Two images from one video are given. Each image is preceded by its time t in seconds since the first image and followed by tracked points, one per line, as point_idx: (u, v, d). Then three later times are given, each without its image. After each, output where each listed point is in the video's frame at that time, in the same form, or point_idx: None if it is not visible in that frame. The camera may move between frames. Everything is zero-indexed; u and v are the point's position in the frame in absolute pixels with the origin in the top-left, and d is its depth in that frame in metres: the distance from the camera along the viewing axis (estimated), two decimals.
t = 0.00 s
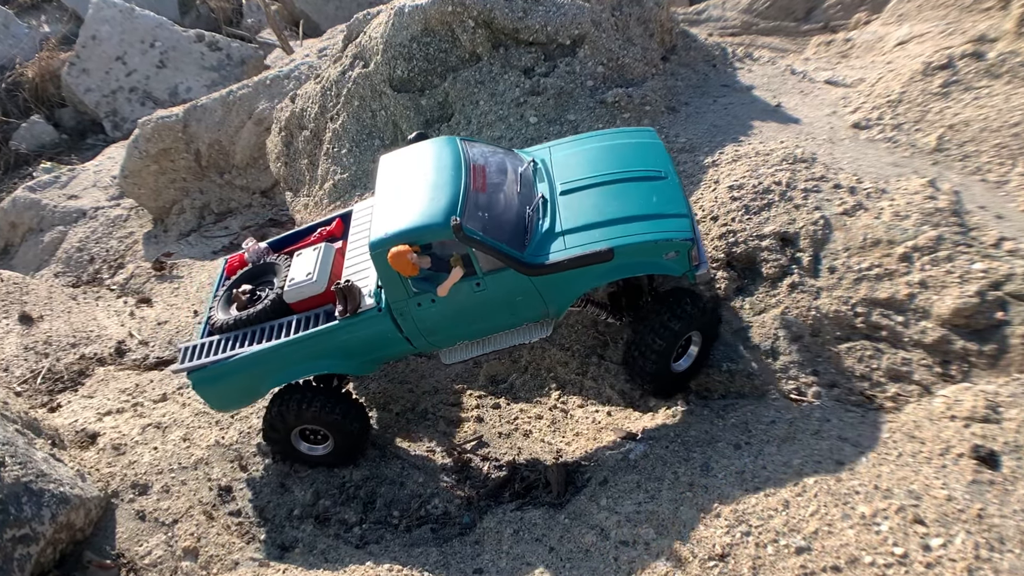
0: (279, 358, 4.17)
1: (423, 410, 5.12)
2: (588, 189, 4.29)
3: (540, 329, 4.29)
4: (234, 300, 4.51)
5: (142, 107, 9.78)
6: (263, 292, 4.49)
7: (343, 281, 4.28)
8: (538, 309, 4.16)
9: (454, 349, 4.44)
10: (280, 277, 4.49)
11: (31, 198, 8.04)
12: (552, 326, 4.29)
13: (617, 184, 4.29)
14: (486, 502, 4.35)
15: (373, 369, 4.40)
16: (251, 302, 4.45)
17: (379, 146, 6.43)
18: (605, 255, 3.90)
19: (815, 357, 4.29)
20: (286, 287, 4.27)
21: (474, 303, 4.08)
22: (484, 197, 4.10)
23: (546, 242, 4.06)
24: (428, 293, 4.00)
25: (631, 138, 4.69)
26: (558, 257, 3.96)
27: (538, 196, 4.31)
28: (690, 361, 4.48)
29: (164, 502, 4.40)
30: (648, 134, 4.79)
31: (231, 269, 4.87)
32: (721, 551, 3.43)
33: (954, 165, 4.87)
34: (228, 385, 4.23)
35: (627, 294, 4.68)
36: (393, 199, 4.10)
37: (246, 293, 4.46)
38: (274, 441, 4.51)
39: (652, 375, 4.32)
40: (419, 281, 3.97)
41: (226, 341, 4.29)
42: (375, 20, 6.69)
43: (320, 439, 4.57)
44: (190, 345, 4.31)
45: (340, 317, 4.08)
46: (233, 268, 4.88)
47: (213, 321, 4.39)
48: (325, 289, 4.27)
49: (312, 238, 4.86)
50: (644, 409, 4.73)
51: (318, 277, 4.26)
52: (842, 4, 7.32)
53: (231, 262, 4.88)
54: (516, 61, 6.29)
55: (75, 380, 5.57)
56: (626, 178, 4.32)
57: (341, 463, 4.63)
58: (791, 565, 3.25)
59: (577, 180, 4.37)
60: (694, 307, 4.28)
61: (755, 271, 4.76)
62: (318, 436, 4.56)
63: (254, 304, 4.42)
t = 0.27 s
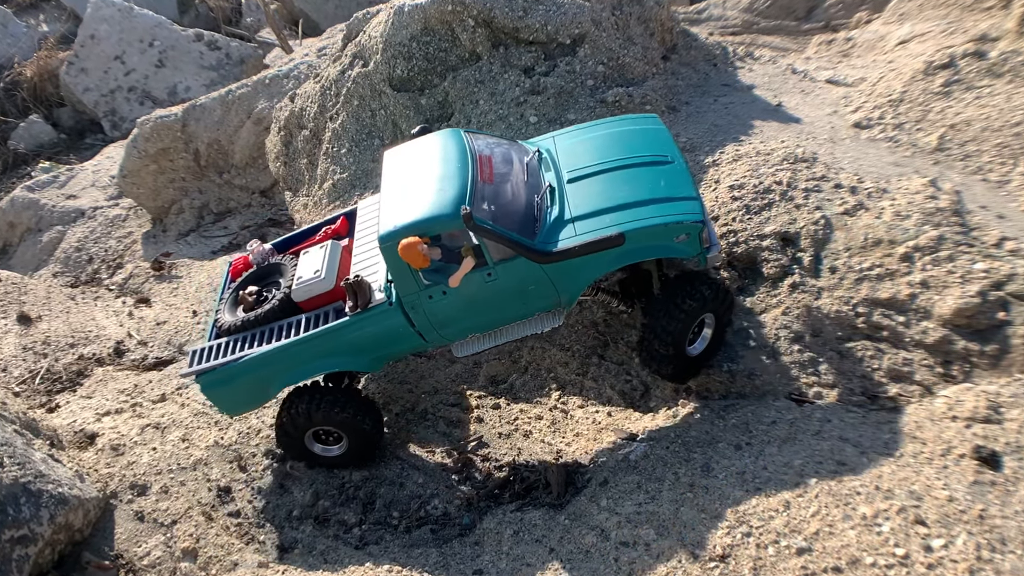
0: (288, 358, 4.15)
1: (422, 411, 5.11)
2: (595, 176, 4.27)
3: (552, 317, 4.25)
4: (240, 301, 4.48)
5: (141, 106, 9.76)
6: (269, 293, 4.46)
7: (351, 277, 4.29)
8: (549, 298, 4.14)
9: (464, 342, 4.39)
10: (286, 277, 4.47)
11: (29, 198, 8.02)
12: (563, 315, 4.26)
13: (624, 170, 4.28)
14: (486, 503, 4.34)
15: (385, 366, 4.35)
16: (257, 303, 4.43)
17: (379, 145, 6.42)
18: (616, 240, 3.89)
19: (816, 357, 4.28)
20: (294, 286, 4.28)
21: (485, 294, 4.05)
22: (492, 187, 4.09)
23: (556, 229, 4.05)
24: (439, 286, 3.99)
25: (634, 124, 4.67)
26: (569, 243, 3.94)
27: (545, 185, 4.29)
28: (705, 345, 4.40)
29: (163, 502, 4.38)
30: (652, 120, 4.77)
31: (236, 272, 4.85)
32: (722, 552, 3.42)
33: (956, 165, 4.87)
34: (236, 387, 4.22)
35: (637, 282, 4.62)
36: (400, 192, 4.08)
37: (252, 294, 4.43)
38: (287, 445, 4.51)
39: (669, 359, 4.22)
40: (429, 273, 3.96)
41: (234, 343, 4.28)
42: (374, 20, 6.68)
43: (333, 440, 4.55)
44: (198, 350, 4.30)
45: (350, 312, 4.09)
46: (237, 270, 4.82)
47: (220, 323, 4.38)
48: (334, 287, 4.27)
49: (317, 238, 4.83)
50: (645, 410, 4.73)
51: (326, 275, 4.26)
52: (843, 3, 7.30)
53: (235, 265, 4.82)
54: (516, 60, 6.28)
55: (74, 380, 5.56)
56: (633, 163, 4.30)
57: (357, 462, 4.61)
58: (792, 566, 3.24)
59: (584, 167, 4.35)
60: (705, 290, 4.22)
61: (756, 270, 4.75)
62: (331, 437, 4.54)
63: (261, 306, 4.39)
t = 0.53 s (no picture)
0: (299, 359, 4.13)
1: (421, 411, 5.09)
2: (599, 164, 4.28)
3: (562, 307, 4.24)
4: (245, 306, 4.44)
5: (140, 106, 9.75)
6: (275, 296, 4.44)
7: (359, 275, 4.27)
8: (559, 287, 4.14)
9: (473, 336, 4.36)
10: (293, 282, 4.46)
11: (28, 197, 7.99)
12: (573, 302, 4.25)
13: (627, 156, 4.29)
14: (486, 504, 4.32)
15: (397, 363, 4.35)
16: (264, 307, 4.39)
17: (379, 145, 6.41)
18: (624, 225, 3.89)
19: (817, 357, 4.27)
20: (301, 287, 4.27)
21: (495, 285, 4.05)
22: (497, 178, 4.09)
23: (562, 216, 4.05)
24: (448, 279, 3.99)
25: (634, 113, 4.68)
26: (577, 230, 3.94)
27: (549, 175, 4.29)
28: (714, 329, 4.43)
29: (162, 503, 4.37)
30: (651, 108, 4.78)
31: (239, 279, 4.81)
32: (722, 553, 3.41)
33: (957, 164, 4.85)
34: (246, 390, 4.19)
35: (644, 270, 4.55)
36: (404, 186, 4.07)
37: (258, 299, 4.41)
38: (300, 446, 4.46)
39: (679, 346, 4.25)
40: (438, 267, 3.96)
41: (242, 347, 4.24)
42: (374, 19, 6.66)
43: (347, 441, 4.51)
44: (204, 355, 4.25)
45: (360, 309, 4.08)
46: (240, 277, 4.81)
47: (227, 329, 4.34)
48: (342, 286, 4.26)
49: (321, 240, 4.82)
50: (646, 410, 4.72)
51: (334, 273, 4.26)
52: (844, 2, 7.29)
53: (238, 272, 4.81)
54: (516, 60, 6.27)
55: (73, 381, 5.54)
56: (636, 149, 4.32)
57: (372, 463, 4.56)
58: (793, 567, 3.22)
59: (586, 155, 4.36)
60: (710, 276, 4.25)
61: (757, 270, 4.74)
62: (343, 438, 4.48)
63: (268, 309, 4.36)
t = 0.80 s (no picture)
0: (310, 366, 4.13)
1: (420, 412, 5.07)
2: (604, 155, 4.28)
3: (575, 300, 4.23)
4: (252, 314, 4.44)
5: (138, 105, 9.73)
6: (282, 302, 4.43)
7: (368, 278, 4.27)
8: (572, 282, 4.13)
9: (485, 333, 4.34)
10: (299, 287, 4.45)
11: (26, 197, 7.97)
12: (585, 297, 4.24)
13: (633, 147, 4.30)
14: (485, 505, 4.31)
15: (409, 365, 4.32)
16: (271, 314, 4.39)
17: (378, 145, 6.40)
18: (635, 216, 3.90)
19: (818, 357, 4.25)
20: (311, 293, 4.26)
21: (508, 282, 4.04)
22: (505, 173, 4.08)
23: (572, 209, 4.05)
24: (460, 279, 3.98)
25: (636, 102, 4.67)
26: (589, 223, 3.94)
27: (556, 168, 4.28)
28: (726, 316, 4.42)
29: (160, 504, 4.35)
30: (653, 98, 4.77)
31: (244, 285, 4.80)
32: (723, 554, 3.39)
33: (959, 164, 4.84)
34: (258, 398, 4.18)
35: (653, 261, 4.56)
36: (411, 185, 4.06)
37: (264, 306, 4.40)
38: (316, 454, 4.44)
39: (689, 335, 4.24)
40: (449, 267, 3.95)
41: (251, 356, 4.24)
42: (374, 18, 6.65)
43: (362, 444, 4.50)
44: (214, 366, 4.25)
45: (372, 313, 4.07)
46: (245, 285, 4.77)
47: (235, 338, 4.33)
48: (352, 288, 4.26)
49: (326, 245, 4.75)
50: (646, 411, 4.72)
51: (343, 276, 4.25)
52: (845, 2, 7.27)
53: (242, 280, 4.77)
54: (516, 59, 6.25)
55: (71, 381, 5.53)
56: (642, 139, 4.32)
57: (391, 464, 4.56)
58: (794, 568, 3.21)
59: (592, 147, 4.36)
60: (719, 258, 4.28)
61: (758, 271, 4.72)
62: (359, 441, 4.47)
63: (276, 315, 4.36)
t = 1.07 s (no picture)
0: (325, 367, 4.11)
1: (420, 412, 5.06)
2: (616, 146, 4.27)
3: (590, 293, 4.24)
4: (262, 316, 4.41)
5: (137, 105, 9.72)
6: (292, 303, 4.40)
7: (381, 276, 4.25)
8: (588, 274, 4.12)
9: (501, 329, 4.34)
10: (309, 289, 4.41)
11: (25, 197, 7.95)
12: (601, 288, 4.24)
13: (645, 137, 4.29)
14: (485, 505, 4.30)
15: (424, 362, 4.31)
16: (281, 316, 4.35)
17: (378, 144, 6.38)
18: (651, 206, 3.90)
19: (819, 358, 4.24)
20: (323, 292, 4.23)
21: (524, 277, 4.03)
22: (517, 167, 4.06)
23: (587, 200, 4.04)
24: (476, 274, 3.97)
25: (643, 93, 4.67)
26: (604, 214, 3.92)
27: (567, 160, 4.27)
28: (741, 304, 4.43)
29: (159, 505, 4.33)
30: (659, 88, 4.76)
31: (252, 288, 4.76)
32: (724, 555, 3.38)
33: (960, 164, 4.83)
34: (272, 401, 4.16)
35: (667, 252, 4.60)
36: (423, 181, 4.04)
37: (274, 308, 4.36)
38: (335, 456, 4.39)
39: (704, 324, 4.29)
40: (465, 263, 3.94)
41: (263, 358, 4.21)
42: (373, 17, 6.64)
43: (379, 444, 4.46)
44: (226, 370, 4.22)
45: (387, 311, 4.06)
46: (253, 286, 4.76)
47: (246, 340, 4.30)
48: (365, 287, 4.23)
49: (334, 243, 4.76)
50: (646, 411, 4.72)
51: (355, 275, 4.22)
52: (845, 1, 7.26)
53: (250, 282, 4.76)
54: (516, 58, 6.24)
55: (70, 382, 5.52)
56: (653, 129, 4.31)
57: (410, 462, 4.53)
58: (795, 569, 3.20)
59: (603, 138, 4.34)
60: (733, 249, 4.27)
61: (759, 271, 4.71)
62: (377, 442, 4.45)
63: (286, 317, 4.33)
